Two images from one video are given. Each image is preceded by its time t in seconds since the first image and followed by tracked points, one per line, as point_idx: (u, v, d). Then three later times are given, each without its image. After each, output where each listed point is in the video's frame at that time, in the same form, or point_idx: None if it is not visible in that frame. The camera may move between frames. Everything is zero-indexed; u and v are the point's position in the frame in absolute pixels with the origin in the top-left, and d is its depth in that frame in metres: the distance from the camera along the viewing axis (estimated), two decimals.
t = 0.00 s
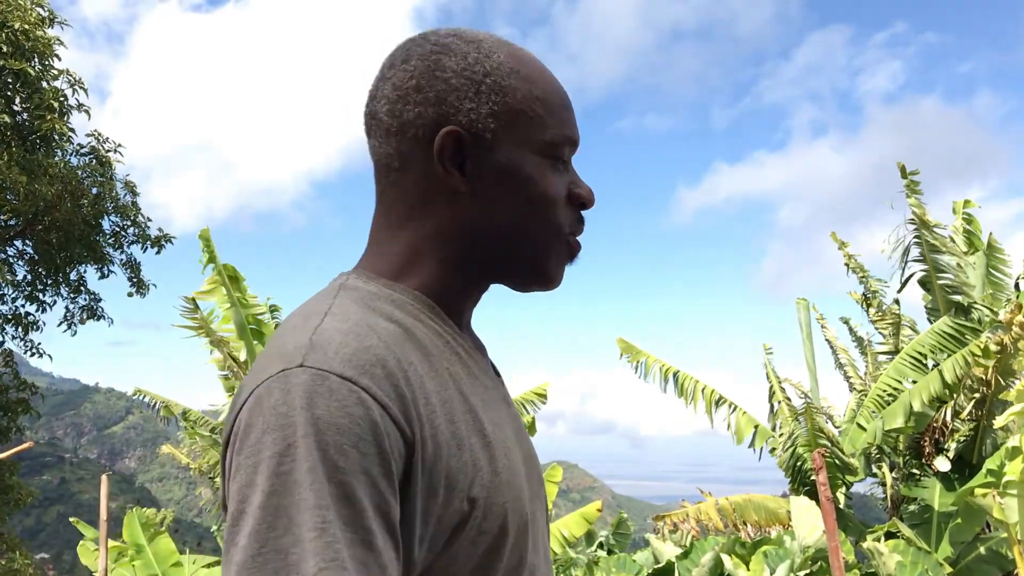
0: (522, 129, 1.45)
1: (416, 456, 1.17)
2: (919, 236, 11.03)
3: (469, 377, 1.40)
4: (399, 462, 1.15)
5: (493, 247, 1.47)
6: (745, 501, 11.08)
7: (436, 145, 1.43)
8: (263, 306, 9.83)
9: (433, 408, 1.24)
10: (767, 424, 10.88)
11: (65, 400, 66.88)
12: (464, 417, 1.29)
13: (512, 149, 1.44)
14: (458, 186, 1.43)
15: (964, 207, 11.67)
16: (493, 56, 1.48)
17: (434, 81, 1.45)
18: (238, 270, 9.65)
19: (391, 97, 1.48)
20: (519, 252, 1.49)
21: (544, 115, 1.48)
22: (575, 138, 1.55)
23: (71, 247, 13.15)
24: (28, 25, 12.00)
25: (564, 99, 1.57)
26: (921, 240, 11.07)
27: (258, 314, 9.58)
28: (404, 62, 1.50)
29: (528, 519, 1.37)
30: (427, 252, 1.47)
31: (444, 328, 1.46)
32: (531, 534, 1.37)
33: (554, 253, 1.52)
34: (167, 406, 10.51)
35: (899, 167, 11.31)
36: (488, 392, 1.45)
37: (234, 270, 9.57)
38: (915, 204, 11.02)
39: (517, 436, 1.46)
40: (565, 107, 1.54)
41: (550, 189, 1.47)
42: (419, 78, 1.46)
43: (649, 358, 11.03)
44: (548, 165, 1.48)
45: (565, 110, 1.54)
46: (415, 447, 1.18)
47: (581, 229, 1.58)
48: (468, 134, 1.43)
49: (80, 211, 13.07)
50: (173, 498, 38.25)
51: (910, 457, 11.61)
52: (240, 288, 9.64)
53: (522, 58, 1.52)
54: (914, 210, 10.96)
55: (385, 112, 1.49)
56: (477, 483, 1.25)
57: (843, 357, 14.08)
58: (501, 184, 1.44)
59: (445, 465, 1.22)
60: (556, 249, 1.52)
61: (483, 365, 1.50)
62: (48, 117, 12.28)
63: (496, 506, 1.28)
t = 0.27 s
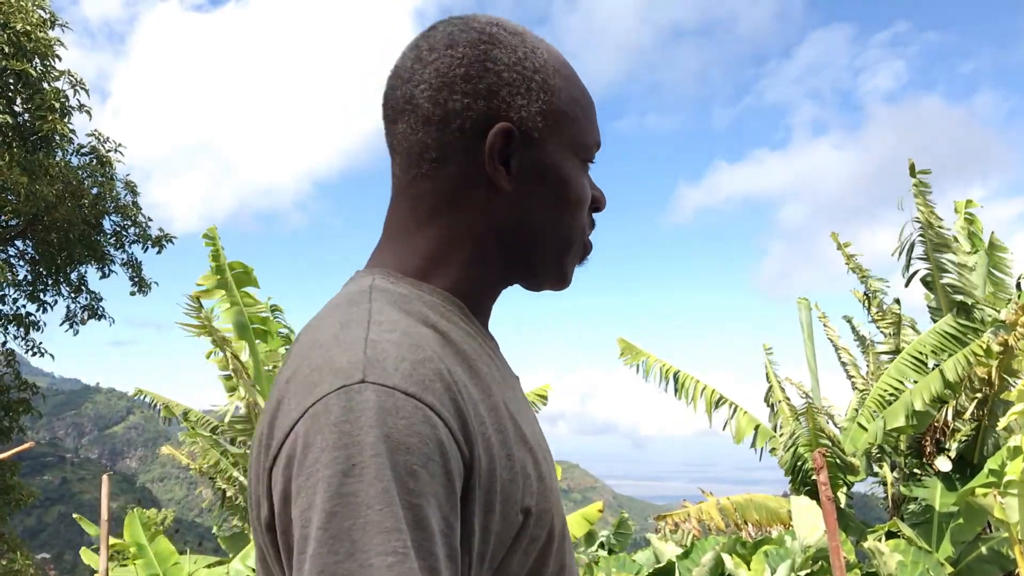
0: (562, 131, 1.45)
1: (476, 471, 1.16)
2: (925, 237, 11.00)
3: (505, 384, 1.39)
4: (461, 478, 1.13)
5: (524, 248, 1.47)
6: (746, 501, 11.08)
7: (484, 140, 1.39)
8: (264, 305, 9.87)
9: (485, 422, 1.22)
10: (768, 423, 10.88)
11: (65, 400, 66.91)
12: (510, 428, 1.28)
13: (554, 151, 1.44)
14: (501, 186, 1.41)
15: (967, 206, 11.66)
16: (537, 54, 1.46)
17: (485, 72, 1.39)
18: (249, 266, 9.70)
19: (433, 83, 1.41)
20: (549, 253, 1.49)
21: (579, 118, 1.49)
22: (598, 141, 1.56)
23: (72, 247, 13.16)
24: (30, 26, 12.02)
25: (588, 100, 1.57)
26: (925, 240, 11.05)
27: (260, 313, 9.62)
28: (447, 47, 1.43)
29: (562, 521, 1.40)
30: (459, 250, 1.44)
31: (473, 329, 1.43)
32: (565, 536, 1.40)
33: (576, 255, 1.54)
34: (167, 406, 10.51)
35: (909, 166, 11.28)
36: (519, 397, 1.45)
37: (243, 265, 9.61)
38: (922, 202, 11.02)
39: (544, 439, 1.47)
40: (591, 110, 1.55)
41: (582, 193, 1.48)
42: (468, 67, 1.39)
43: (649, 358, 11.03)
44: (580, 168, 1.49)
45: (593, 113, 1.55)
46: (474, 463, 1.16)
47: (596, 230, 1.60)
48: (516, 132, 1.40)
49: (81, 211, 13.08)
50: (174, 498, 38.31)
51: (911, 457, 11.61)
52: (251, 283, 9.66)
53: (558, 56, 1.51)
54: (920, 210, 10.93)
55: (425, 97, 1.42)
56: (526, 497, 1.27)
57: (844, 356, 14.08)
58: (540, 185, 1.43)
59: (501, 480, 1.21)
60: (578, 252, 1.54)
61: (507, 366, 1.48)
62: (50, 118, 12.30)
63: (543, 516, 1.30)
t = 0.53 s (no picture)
0: (605, 132, 1.46)
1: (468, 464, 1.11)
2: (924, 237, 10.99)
3: (530, 370, 1.33)
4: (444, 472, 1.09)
5: (568, 244, 1.45)
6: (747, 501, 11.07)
7: (531, 139, 1.39)
8: (262, 304, 9.92)
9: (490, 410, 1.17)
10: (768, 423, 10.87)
11: (66, 400, 66.95)
12: (525, 415, 1.22)
13: (599, 151, 1.44)
14: (547, 182, 1.40)
15: (969, 205, 11.64)
16: (580, 59, 1.47)
17: (531, 75, 1.41)
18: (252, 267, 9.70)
19: (481, 85, 1.42)
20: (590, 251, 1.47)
21: (620, 121, 1.49)
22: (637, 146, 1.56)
23: (73, 247, 13.16)
24: (31, 26, 12.02)
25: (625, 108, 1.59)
26: (925, 241, 11.04)
27: (259, 314, 9.69)
28: (495, 51, 1.44)
29: (602, 512, 1.30)
30: (501, 245, 1.42)
31: (513, 324, 1.39)
32: (606, 528, 1.30)
33: (615, 255, 1.52)
34: (167, 406, 10.50)
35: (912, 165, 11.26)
36: (557, 386, 1.38)
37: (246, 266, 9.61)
38: (923, 202, 11.00)
39: (586, 425, 1.38)
40: (630, 115, 1.56)
41: (623, 192, 1.48)
42: (516, 69, 1.40)
43: (649, 358, 11.03)
44: (621, 169, 1.49)
45: (631, 117, 1.55)
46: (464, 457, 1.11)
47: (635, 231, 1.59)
48: (563, 131, 1.40)
49: (82, 211, 13.08)
50: (176, 498, 38.35)
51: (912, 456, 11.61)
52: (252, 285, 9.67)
53: (600, 63, 1.53)
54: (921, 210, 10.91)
55: (473, 100, 1.42)
56: (544, 485, 1.19)
57: (845, 356, 14.06)
58: (584, 183, 1.43)
59: (505, 470, 1.14)
60: (617, 251, 1.52)
61: (549, 358, 1.43)
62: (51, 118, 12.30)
63: (567, 506, 1.21)
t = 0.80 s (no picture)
0: (641, 146, 1.47)
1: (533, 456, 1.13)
2: (920, 238, 11.02)
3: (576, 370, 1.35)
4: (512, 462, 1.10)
5: (610, 256, 1.46)
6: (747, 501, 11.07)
7: (573, 156, 1.40)
8: (264, 304, 9.89)
9: (549, 406, 1.19)
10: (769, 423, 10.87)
11: (66, 399, 67.01)
12: (579, 413, 1.25)
13: (636, 166, 1.45)
14: (589, 197, 1.41)
15: (969, 205, 11.62)
16: (616, 76, 1.48)
17: (571, 95, 1.41)
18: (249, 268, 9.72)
19: (523, 106, 1.42)
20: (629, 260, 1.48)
21: (655, 134, 1.50)
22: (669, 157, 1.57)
23: (73, 247, 13.16)
24: (31, 26, 12.02)
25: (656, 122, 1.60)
26: (922, 241, 11.05)
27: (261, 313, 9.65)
28: (535, 73, 1.45)
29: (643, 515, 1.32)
30: (546, 257, 1.43)
31: (558, 332, 1.41)
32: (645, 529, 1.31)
33: (651, 266, 1.53)
34: (168, 406, 10.50)
35: (899, 169, 11.28)
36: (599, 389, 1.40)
37: (243, 267, 9.64)
38: (915, 204, 11.02)
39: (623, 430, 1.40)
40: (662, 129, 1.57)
41: (659, 204, 1.49)
42: (556, 90, 1.41)
43: (649, 358, 11.02)
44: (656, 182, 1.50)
45: (664, 130, 1.56)
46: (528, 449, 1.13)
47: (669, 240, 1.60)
48: (603, 147, 1.41)
49: (82, 211, 13.07)
50: (175, 497, 38.40)
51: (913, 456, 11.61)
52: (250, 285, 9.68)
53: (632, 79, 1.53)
54: (915, 211, 10.94)
55: (517, 119, 1.43)
56: (596, 481, 1.21)
57: (845, 356, 14.05)
58: (623, 197, 1.44)
59: (565, 464, 1.17)
60: (653, 263, 1.53)
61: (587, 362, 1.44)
62: (51, 118, 12.31)
63: (618, 503, 1.23)
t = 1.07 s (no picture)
0: (624, 145, 1.45)
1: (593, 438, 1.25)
2: (920, 237, 11.03)
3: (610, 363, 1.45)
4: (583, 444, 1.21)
5: (612, 257, 1.47)
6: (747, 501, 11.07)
7: (552, 171, 1.43)
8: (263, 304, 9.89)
9: (598, 394, 1.31)
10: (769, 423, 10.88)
11: (66, 399, 67.00)
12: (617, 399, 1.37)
13: (618, 167, 1.44)
14: (579, 205, 1.44)
15: (969, 205, 11.62)
16: (600, 83, 1.49)
17: (543, 118, 1.45)
18: (250, 266, 9.66)
19: (506, 138, 1.49)
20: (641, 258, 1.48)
21: (644, 130, 1.48)
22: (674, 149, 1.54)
23: (73, 247, 13.16)
24: (31, 26, 12.02)
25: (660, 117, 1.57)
26: (922, 241, 11.06)
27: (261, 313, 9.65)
28: (514, 105, 1.51)
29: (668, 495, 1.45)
30: (553, 264, 1.46)
31: (583, 329, 1.47)
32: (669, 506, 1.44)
33: (665, 259, 1.51)
34: (168, 406, 10.50)
35: (901, 168, 11.28)
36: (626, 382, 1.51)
37: (244, 265, 9.57)
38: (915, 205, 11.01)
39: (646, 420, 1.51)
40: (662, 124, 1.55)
41: (657, 199, 1.47)
42: (529, 117, 1.47)
43: (650, 358, 11.02)
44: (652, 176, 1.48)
45: (662, 125, 1.54)
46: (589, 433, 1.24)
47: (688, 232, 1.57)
48: (581, 159, 1.43)
49: (82, 211, 13.08)
50: (175, 497, 38.41)
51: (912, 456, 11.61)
52: (250, 284, 9.62)
53: (622, 83, 1.53)
54: (915, 211, 10.95)
55: (505, 151, 1.50)
56: (624, 463, 1.30)
57: (846, 356, 14.04)
58: (614, 200, 1.44)
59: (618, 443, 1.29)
60: (666, 256, 1.51)
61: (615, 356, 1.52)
62: (51, 118, 12.30)
63: (645, 483, 1.33)
